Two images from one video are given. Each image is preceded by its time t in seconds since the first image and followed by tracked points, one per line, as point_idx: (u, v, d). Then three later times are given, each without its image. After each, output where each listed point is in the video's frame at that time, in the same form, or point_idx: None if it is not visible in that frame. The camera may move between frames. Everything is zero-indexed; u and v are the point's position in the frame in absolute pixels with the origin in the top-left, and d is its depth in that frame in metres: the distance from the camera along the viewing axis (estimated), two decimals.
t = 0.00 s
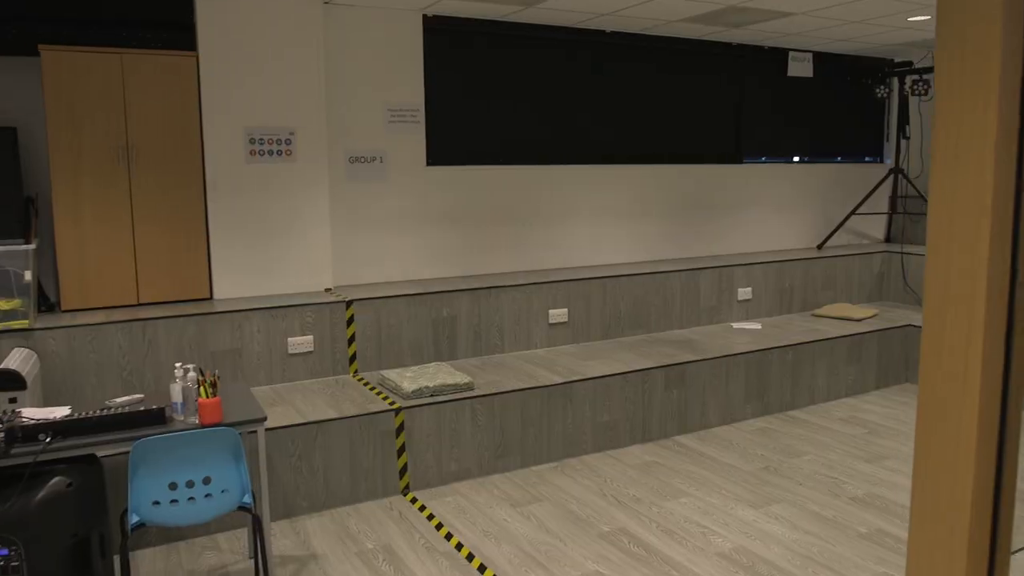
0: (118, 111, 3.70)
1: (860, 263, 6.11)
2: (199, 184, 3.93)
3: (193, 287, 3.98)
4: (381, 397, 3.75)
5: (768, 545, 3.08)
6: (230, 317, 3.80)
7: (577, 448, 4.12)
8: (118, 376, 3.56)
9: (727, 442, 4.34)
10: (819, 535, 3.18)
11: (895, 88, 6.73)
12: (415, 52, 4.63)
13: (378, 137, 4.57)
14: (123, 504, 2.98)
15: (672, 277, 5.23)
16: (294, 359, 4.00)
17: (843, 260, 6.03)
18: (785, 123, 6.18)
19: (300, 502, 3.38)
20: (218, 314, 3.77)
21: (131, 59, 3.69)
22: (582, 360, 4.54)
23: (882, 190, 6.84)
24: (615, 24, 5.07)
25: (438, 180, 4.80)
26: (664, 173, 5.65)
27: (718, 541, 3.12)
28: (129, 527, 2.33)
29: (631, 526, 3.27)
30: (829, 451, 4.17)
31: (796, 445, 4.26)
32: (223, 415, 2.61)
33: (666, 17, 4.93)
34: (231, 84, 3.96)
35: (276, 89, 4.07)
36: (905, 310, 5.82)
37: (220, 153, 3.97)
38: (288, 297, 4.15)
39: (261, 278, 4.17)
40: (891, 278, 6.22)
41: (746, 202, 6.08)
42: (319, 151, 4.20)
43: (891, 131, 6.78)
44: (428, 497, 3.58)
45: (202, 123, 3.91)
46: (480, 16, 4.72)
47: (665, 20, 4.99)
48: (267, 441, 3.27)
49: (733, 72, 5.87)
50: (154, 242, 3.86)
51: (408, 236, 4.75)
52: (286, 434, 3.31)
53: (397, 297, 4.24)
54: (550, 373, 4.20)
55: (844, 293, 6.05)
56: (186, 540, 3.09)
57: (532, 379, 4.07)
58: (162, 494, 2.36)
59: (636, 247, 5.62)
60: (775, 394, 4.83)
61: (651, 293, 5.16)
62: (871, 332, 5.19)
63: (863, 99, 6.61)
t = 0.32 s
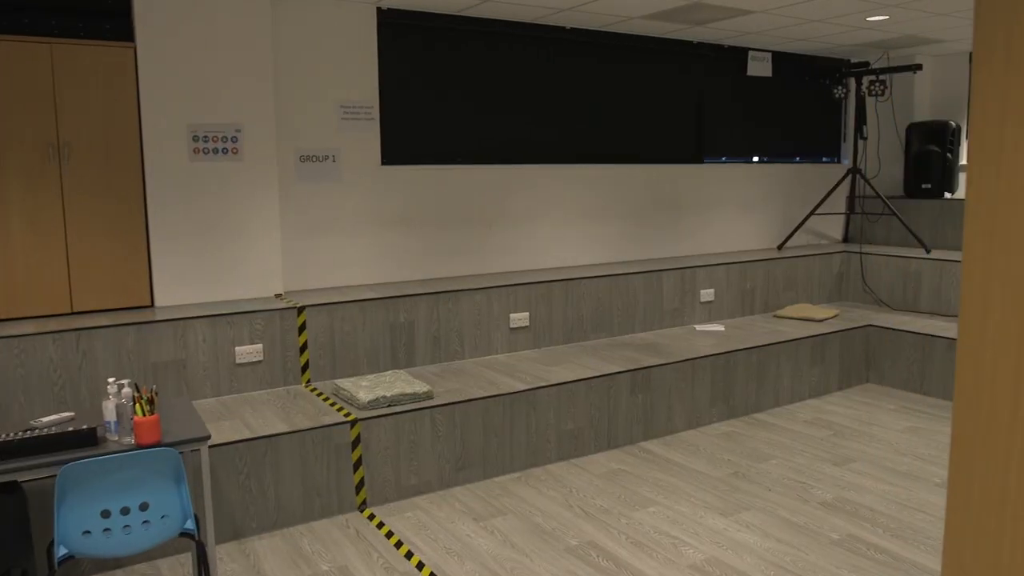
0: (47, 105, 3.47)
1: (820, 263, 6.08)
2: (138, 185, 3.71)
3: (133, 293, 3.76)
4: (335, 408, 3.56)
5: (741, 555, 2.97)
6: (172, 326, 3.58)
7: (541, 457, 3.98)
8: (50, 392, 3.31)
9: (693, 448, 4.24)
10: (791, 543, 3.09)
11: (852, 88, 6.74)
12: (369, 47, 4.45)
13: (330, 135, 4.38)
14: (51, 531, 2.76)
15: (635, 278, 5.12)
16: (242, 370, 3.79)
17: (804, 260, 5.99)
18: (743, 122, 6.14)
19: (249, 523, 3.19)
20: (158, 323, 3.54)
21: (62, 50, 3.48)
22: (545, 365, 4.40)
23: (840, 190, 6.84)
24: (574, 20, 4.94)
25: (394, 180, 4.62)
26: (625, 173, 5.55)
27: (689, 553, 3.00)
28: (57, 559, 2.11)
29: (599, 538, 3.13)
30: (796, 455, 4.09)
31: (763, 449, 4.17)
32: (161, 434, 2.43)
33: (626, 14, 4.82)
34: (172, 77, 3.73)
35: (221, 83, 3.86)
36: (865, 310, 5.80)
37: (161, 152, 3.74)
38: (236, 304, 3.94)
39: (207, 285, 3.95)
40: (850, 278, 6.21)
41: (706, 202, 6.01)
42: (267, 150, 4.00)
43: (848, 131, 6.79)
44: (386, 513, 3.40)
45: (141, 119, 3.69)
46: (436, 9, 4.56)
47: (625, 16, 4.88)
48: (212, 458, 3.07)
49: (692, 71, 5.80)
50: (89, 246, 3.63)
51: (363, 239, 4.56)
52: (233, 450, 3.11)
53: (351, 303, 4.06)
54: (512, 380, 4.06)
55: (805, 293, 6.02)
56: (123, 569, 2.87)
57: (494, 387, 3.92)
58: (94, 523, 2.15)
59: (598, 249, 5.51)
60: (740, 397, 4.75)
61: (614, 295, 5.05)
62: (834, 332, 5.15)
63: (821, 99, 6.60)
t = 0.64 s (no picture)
0: None
1: (775, 263, 6.08)
2: (71, 185, 3.49)
3: (68, 300, 3.54)
4: (286, 420, 3.38)
5: (712, 566, 2.89)
6: (110, 336, 3.36)
7: (501, 466, 3.86)
8: None
9: (656, 453, 4.17)
10: (761, 552, 3.02)
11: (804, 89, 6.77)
12: (317, 41, 4.27)
13: (277, 133, 4.19)
14: None
15: (593, 280, 5.04)
16: (184, 380, 3.58)
17: (759, 260, 5.98)
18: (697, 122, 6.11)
19: (194, 545, 2.99)
20: (94, 333, 3.32)
21: None
22: (504, 371, 4.28)
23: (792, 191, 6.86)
24: (529, 16, 4.82)
25: (345, 180, 4.45)
26: (582, 173, 5.46)
27: (659, 565, 2.91)
28: None
29: (565, 552, 3.02)
30: (759, 459, 4.04)
31: (726, 453, 4.12)
32: (95, 457, 2.26)
33: (583, 11, 4.72)
34: (108, 69, 3.50)
35: (161, 77, 3.64)
36: (820, 310, 5.81)
37: (97, 149, 3.51)
38: (179, 311, 3.73)
39: (148, 291, 3.73)
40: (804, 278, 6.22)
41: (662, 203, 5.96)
42: (211, 148, 3.79)
43: (801, 132, 6.82)
44: (341, 530, 3.24)
45: (75, 114, 3.45)
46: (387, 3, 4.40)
47: (581, 14, 4.78)
48: (154, 477, 2.87)
49: (648, 71, 5.75)
50: (18, 249, 3.39)
51: (313, 241, 4.38)
52: (176, 468, 2.91)
53: (301, 308, 3.88)
54: (471, 387, 3.92)
55: (760, 294, 6.01)
56: None
57: (453, 395, 3.78)
58: (19, 559, 1.95)
59: (554, 250, 5.41)
60: (701, 400, 4.69)
61: (572, 297, 4.95)
62: (792, 333, 5.13)
63: (774, 99, 6.62)
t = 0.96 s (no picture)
0: None
1: (722, 263, 6.09)
2: None
3: None
4: (228, 435, 3.21)
5: None
6: (35, 349, 3.13)
7: (454, 477, 3.74)
8: None
9: (610, 460, 4.11)
10: (722, 561, 2.98)
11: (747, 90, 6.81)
12: (256, 35, 4.08)
13: (215, 132, 3.99)
14: None
15: (543, 283, 4.95)
16: (117, 395, 3.37)
17: (706, 260, 5.98)
18: (644, 122, 6.09)
19: (129, 572, 2.80)
20: (18, 346, 3.09)
21: None
22: (455, 378, 4.16)
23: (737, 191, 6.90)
24: (477, 14, 4.71)
25: (287, 181, 4.27)
26: (530, 174, 5.37)
27: None
28: None
29: (524, 568, 2.93)
30: (714, 463, 4.03)
31: (680, 458, 4.08)
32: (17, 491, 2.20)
33: (532, 9, 4.63)
34: (30, 63, 3.26)
35: (89, 71, 3.41)
36: (766, 310, 5.84)
37: (18, 148, 3.26)
38: (111, 320, 3.51)
39: (77, 299, 3.50)
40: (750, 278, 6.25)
41: (610, 204, 5.92)
42: (144, 147, 3.58)
43: (744, 133, 6.86)
44: (288, 551, 3.08)
45: None
46: None
47: (531, 12, 4.69)
48: (85, 501, 2.67)
49: (595, 70, 5.69)
50: None
51: (254, 245, 4.19)
52: (110, 492, 2.72)
53: (243, 316, 3.69)
54: (422, 395, 3.80)
55: (708, 294, 6.01)
56: None
57: (403, 404, 3.65)
58: None
59: (503, 252, 5.31)
60: (653, 403, 4.66)
61: (523, 300, 4.86)
62: (741, 334, 5.14)
63: (719, 99, 6.64)
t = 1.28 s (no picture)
0: None
1: (660, 263, 6.10)
2: None
3: None
4: (159, 454, 3.03)
5: None
6: None
7: (399, 489, 3.63)
8: None
9: (557, 466, 4.05)
10: (676, 567, 2.96)
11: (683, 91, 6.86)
12: (182, 31, 3.88)
13: (141, 132, 3.78)
14: None
15: (484, 287, 4.86)
16: (35, 414, 3.15)
17: (646, 261, 5.98)
18: (583, 124, 6.07)
19: None
20: None
21: None
22: (397, 386, 4.05)
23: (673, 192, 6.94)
24: (414, 11, 4.59)
25: (218, 183, 4.08)
26: (469, 175, 5.29)
27: None
28: None
29: None
30: (661, 467, 4.01)
31: (627, 463, 4.05)
32: None
33: (472, 8, 4.55)
34: None
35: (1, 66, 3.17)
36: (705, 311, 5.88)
37: None
38: (29, 333, 3.29)
39: None
40: (688, 279, 6.27)
41: (550, 205, 5.88)
42: (62, 147, 3.36)
43: (681, 134, 6.91)
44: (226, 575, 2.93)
45: None
46: None
47: (470, 10, 4.60)
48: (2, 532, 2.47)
49: (532, 71, 5.63)
50: None
51: (183, 251, 3.99)
52: (29, 521, 2.52)
53: (173, 326, 3.51)
54: (364, 406, 3.67)
55: (647, 295, 6.01)
56: None
57: (344, 415, 3.52)
58: None
59: (442, 255, 5.21)
60: (598, 406, 4.62)
61: (464, 305, 4.76)
62: (683, 335, 5.15)
63: (656, 100, 6.67)
